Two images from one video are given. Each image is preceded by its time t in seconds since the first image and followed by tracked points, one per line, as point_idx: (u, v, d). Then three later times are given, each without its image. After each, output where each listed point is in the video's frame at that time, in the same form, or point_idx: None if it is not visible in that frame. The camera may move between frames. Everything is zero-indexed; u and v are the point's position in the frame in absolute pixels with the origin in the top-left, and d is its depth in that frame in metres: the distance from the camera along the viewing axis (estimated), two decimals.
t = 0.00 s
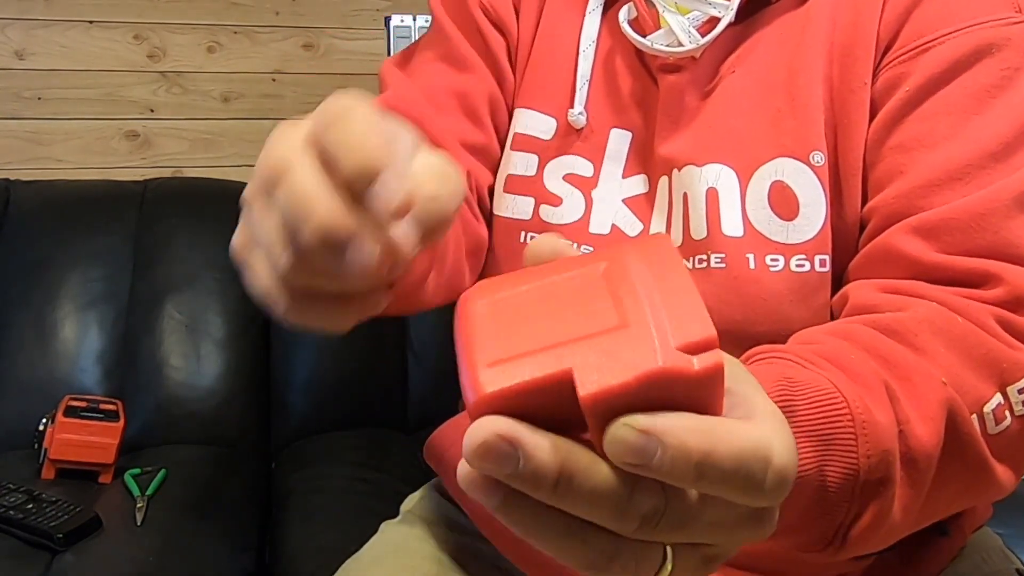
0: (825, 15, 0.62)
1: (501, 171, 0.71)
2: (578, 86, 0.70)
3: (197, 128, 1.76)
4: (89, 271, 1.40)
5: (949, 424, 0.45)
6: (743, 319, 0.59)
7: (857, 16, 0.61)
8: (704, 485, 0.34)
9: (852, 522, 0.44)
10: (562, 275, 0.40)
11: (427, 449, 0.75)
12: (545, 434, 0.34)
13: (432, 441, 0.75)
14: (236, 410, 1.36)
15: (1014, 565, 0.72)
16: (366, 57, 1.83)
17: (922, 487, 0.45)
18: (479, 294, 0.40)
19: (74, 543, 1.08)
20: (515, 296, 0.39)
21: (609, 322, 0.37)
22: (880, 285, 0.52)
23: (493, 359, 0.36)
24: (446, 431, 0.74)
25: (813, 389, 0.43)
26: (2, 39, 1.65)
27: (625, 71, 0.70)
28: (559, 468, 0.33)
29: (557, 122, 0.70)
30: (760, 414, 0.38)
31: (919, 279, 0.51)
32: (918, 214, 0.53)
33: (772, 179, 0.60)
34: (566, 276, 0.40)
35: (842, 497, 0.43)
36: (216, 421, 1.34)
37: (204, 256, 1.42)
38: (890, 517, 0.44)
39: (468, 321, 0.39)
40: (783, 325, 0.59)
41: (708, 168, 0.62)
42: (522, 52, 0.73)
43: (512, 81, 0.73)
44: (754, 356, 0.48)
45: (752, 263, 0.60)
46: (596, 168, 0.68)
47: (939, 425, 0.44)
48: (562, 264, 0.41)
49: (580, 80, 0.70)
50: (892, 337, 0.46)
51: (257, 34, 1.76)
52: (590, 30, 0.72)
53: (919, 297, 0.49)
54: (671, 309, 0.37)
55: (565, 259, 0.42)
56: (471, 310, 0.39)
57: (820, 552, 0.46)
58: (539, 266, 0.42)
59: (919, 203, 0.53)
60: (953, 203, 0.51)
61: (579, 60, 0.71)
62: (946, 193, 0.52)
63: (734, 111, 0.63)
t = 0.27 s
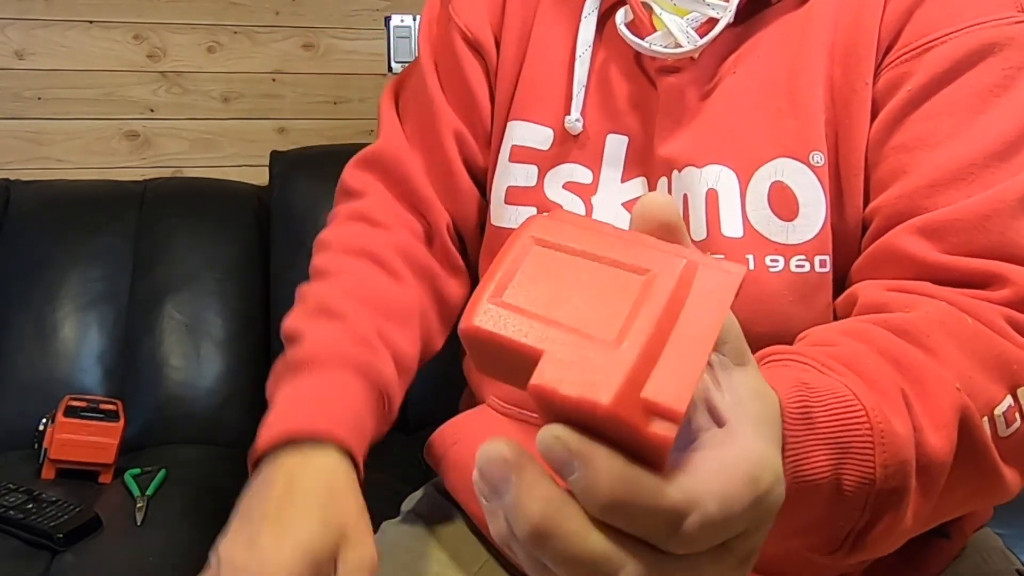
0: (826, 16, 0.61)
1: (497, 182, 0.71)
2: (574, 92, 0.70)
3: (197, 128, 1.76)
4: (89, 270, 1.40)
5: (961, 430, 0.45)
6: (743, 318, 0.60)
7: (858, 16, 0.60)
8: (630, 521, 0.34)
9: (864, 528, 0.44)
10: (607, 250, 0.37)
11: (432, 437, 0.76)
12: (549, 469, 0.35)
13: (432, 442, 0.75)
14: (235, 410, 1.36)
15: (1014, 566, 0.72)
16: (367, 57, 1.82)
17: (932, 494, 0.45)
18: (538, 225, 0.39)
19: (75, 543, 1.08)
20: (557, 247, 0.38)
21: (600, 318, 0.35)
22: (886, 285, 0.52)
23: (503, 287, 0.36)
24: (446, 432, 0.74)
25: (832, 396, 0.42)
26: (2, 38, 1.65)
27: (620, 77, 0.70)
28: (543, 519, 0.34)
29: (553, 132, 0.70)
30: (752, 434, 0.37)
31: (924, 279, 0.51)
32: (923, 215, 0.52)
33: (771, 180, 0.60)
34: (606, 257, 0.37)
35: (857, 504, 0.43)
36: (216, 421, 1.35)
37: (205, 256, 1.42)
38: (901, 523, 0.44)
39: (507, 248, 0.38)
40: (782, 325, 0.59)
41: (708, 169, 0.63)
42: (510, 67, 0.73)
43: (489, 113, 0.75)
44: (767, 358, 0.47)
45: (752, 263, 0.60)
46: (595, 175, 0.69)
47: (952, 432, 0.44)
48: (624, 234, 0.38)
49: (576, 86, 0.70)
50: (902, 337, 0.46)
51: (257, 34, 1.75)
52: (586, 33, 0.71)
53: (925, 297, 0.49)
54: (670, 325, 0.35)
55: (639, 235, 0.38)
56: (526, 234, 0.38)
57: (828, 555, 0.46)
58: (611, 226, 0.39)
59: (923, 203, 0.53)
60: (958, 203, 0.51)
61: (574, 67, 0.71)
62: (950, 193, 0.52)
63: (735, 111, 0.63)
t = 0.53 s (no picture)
0: (814, 15, 0.61)
1: (491, 183, 0.71)
2: (565, 93, 0.70)
3: (197, 128, 1.76)
4: (89, 270, 1.40)
5: (945, 437, 0.45)
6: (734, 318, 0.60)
7: (846, 15, 0.60)
8: (606, 534, 0.33)
9: (847, 534, 0.44)
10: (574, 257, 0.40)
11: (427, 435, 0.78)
12: (518, 436, 0.35)
13: (429, 443, 0.75)
14: (236, 411, 1.36)
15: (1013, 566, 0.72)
16: (367, 57, 1.82)
17: (915, 501, 0.45)
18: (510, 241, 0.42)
19: (74, 543, 1.08)
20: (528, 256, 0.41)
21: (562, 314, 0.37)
22: (874, 286, 0.52)
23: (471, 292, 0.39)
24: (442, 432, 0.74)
25: (818, 403, 0.43)
26: (2, 39, 1.65)
27: (613, 77, 0.70)
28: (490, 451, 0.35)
29: (544, 133, 0.70)
30: (728, 442, 0.38)
31: (910, 281, 0.51)
32: (908, 216, 0.52)
33: (760, 181, 0.60)
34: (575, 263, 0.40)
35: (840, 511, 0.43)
36: (216, 421, 1.35)
37: (204, 256, 1.42)
38: (884, 530, 0.45)
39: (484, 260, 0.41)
40: (773, 326, 0.59)
41: (698, 170, 0.63)
42: (504, 71, 0.73)
43: (479, 115, 0.75)
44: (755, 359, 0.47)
45: (742, 264, 0.60)
46: (586, 175, 0.69)
47: (935, 439, 0.44)
48: (593, 247, 0.41)
49: (567, 88, 0.70)
50: (888, 340, 0.46)
51: (256, 33, 1.75)
52: (577, 35, 0.71)
53: (910, 298, 0.49)
54: (632, 325, 0.37)
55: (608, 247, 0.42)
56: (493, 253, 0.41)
57: (811, 560, 0.46)
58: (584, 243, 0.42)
59: (907, 203, 0.53)
60: (943, 204, 0.51)
61: (566, 67, 0.71)
62: (935, 194, 0.52)
63: (724, 112, 0.63)
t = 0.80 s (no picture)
0: (804, 15, 0.61)
1: (487, 182, 0.71)
2: (560, 92, 0.70)
3: (197, 128, 1.76)
4: (89, 271, 1.40)
5: (921, 428, 0.45)
6: (728, 318, 0.60)
7: (837, 14, 0.60)
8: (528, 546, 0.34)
9: (817, 523, 0.45)
10: (586, 272, 0.38)
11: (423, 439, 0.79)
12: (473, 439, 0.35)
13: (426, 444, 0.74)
14: (236, 411, 1.36)
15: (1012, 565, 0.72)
16: (367, 57, 1.82)
17: (888, 492, 0.45)
18: (553, 209, 0.40)
19: (74, 543, 1.08)
20: (549, 245, 0.39)
21: (529, 340, 0.36)
22: (861, 283, 0.52)
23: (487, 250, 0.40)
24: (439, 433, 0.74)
25: (789, 393, 0.43)
26: (2, 39, 1.65)
27: (608, 77, 0.70)
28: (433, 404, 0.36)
29: (540, 132, 0.70)
30: (676, 447, 0.37)
31: (897, 278, 0.51)
32: (895, 213, 0.52)
33: (752, 180, 0.60)
34: (578, 278, 0.38)
35: (809, 499, 0.43)
36: (216, 421, 1.35)
37: (204, 256, 1.42)
38: (856, 520, 0.45)
39: (512, 217, 0.40)
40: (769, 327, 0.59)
41: (690, 170, 0.62)
42: (501, 70, 0.73)
43: (478, 114, 0.76)
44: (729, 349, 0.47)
45: (734, 263, 0.60)
46: (581, 175, 0.68)
47: (910, 431, 0.44)
48: (621, 276, 0.37)
49: (563, 87, 0.70)
50: (871, 335, 0.45)
51: (256, 33, 1.75)
52: (572, 35, 0.71)
53: (896, 294, 0.49)
54: (583, 361, 0.35)
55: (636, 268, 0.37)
56: (531, 211, 0.40)
57: (783, 549, 0.47)
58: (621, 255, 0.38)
59: (895, 201, 0.53)
60: (931, 202, 0.51)
61: (561, 67, 0.71)
62: (922, 192, 0.52)
63: (716, 112, 0.63)
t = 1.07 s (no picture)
0: (800, 15, 0.62)
1: (485, 181, 0.72)
2: (558, 92, 0.70)
3: (197, 128, 1.76)
4: (89, 271, 1.40)
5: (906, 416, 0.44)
6: (725, 317, 0.60)
7: (832, 13, 0.60)
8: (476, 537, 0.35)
9: (799, 509, 0.44)
10: (577, 279, 0.35)
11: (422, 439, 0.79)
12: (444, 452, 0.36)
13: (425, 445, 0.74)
14: (235, 410, 1.36)
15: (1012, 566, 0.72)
16: (367, 57, 1.82)
17: (873, 480, 0.45)
18: (555, 210, 0.36)
19: (74, 543, 1.08)
20: (539, 249, 0.35)
21: (498, 348, 0.34)
22: (853, 278, 0.51)
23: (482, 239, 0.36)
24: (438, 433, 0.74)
25: (772, 379, 0.42)
26: (3, 39, 1.65)
27: (605, 76, 0.70)
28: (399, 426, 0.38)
29: (538, 130, 0.70)
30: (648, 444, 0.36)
31: (889, 272, 0.51)
32: (888, 209, 0.52)
33: (748, 178, 0.60)
34: (567, 283, 0.35)
35: (791, 484, 0.43)
36: (215, 421, 1.35)
37: (204, 256, 1.42)
38: (839, 507, 0.44)
39: (515, 209, 0.36)
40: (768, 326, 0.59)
41: (687, 169, 0.63)
42: (499, 69, 0.73)
43: (478, 114, 0.76)
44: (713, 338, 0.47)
45: (731, 262, 0.60)
46: (579, 174, 0.69)
47: (895, 419, 0.43)
48: (616, 293, 0.34)
49: (560, 87, 0.70)
50: (860, 327, 0.45)
51: (255, 33, 1.76)
52: (569, 36, 0.71)
53: (886, 287, 0.48)
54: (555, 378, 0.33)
55: (622, 299, 0.34)
56: (533, 204, 0.36)
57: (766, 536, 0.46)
58: (613, 278, 0.35)
59: (888, 197, 0.53)
60: (924, 198, 0.51)
61: (559, 67, 0.71)
62: (915, 188, 0.52)
63: (712, 110, 0.63)
